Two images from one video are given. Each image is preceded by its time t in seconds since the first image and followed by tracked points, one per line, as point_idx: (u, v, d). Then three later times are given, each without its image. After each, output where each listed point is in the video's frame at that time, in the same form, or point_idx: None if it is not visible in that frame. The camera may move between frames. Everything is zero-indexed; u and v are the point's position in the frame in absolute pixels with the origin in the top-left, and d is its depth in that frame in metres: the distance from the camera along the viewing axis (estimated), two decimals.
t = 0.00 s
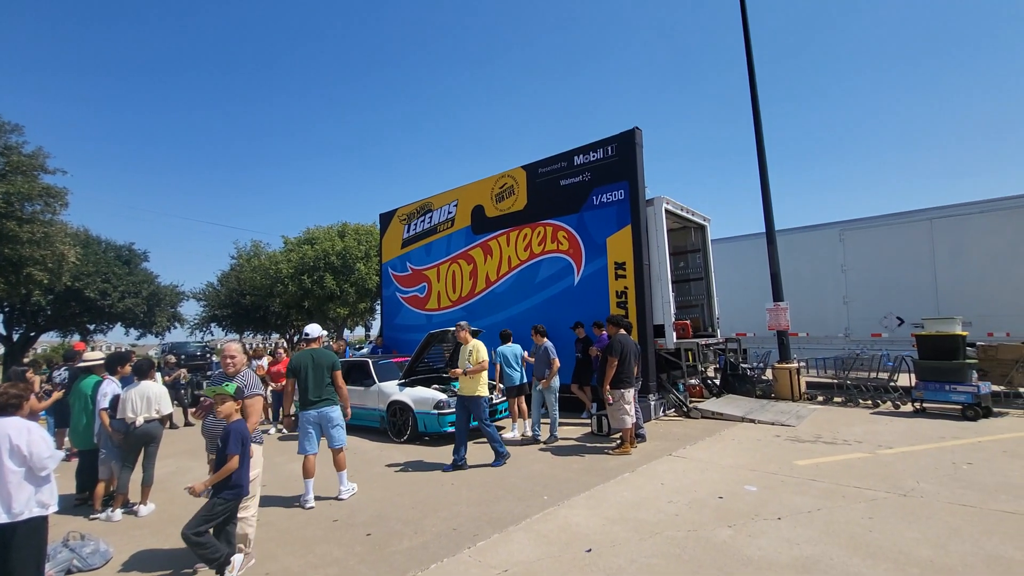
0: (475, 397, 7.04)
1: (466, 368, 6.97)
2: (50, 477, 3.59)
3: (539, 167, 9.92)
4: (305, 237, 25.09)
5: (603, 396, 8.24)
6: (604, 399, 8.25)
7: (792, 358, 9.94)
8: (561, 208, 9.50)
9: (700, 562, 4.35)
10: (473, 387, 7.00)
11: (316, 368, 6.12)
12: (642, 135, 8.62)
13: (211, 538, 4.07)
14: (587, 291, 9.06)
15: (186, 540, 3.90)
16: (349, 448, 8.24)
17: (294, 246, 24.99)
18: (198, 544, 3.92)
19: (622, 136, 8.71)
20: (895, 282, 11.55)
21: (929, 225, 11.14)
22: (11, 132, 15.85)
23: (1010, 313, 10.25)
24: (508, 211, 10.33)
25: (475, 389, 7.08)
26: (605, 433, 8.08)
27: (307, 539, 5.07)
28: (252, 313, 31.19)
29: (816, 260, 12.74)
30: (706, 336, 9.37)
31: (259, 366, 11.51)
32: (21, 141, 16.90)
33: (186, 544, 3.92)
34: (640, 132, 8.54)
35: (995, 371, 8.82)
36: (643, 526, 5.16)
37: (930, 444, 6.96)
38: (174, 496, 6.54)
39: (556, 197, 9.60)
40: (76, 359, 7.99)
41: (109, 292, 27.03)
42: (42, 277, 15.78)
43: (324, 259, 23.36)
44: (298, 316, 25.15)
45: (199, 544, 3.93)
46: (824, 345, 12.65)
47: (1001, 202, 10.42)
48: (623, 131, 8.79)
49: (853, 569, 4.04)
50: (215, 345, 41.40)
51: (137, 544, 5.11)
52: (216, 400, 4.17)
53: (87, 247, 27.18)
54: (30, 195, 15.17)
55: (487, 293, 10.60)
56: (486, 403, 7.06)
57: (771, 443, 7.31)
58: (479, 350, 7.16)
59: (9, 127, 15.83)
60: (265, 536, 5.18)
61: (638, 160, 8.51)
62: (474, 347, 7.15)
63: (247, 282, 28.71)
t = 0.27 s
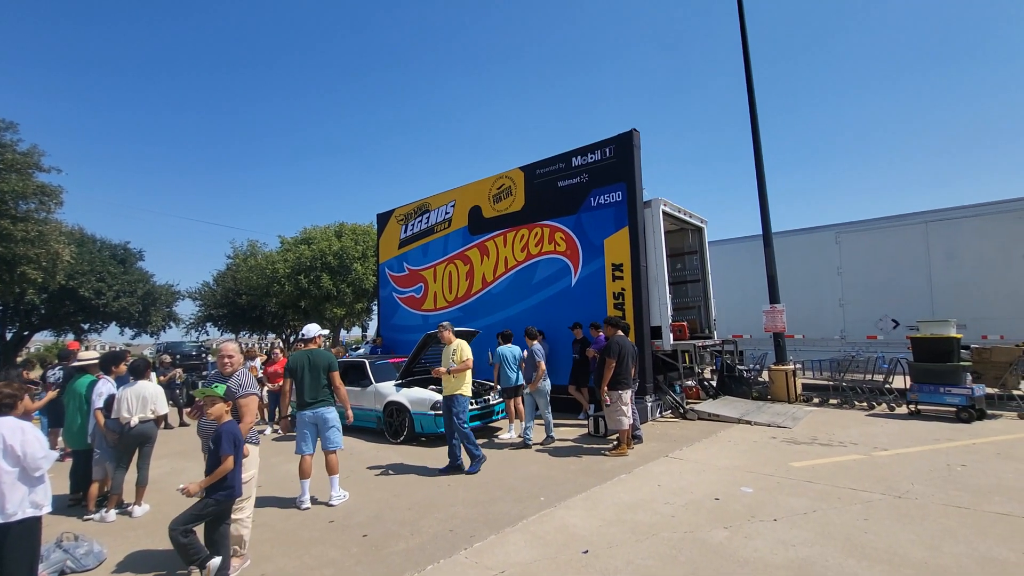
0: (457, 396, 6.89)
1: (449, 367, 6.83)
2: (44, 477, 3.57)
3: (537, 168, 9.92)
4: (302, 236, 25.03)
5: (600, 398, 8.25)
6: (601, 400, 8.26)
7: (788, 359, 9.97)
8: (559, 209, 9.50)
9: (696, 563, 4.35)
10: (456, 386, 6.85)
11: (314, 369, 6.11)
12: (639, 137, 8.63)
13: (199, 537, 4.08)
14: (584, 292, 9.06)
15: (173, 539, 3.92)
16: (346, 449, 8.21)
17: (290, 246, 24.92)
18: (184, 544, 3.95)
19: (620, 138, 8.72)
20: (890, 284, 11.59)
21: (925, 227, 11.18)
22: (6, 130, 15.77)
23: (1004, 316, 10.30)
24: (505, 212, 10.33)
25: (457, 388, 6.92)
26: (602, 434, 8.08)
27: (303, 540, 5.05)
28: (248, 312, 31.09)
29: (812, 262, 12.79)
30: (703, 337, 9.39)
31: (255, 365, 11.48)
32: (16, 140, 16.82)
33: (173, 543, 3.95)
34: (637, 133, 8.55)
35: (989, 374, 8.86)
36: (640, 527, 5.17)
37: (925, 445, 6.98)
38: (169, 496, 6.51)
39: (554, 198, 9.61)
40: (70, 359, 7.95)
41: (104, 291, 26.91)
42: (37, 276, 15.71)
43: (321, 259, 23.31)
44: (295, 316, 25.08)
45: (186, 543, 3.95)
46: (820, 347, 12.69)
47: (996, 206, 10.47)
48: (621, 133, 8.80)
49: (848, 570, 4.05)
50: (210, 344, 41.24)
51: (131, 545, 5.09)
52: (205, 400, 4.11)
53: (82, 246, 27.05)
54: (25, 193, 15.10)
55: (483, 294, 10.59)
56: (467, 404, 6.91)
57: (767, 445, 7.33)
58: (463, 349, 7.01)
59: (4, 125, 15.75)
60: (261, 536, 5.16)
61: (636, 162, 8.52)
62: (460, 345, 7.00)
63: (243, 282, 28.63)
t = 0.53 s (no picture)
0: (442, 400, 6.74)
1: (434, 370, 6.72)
2: (35, 474, 3.55)
3: (535, 171, 9.92)
4: (299, 235, 24.99)
5: (595, 401, 8.25)
6: (596, 403, 8.26)
7: (783, 365, 10.00)
8: (556, 212, 9.51)
9: (689, 567, 4.36)
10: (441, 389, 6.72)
11: (312, 368, 6.09)
12: (638, 141, 8.65)
13: (190, 538, 4.05)
14: (581, 295, 9.07)
15: (164, 541, 3.89)
16: (340, 449, 8.19)
17: (287, 245, 24.88)
18: (176, 546, 3.91)
19: (618, 142, 8.74)
20: (885, 292, 11.66)
21: (920, 235, 11.23)
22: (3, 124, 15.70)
23: (998, 324, 10.37)
24: (502, 213, 10.33)
25: (442, 392, 6.79)
26: (596, 437, 8.08)
27: (295, 540, 5.03)
28: (244, 311, 31.00)
29: (808, 268, 12.83)
30: (699, 342, 9.42)
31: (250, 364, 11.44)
32: (12, 134, 16.74)
33: (164, 544, 3.91)
34: (636, 137, 8.57)
35: (982, 382, 8.89)
36: (633, 531, 5.18)
37: (918, 452, 7.01)
38: (160, 495, 6.48)
39: (551, 200, 9.61)
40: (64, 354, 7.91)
41: (99, 287, 26.79)
42: (31, 271, 15.64)
43: (318, 257, 23.28)
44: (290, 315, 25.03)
45: (177, 546, 3.91)
46: (814, 353, 12.73)
47: (990, 215, 10.53)
48: (620, 137, 8.82)
49: None
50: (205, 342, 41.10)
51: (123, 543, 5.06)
52: (194, 401, 4.09)
53: (77, 241, 26.94)
54: (21, 187, 15.05)
55: (479, 295, 10.59)
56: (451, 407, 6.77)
57: (761, 450, 7.34)
58: (448, 351, 6.91)
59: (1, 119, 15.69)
60: (253, 536, 5.14)
61: (634, 165, 8.54)
62: (445, 348, 6.91)
63: (240, 280, 28.55)
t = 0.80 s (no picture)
0: (422, 406, 6.63)
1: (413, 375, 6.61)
2: (27, 476, 3.54)
3: (531, 173, 9.94)
4: (296, 235, 24.96)
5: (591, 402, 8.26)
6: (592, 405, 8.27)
7: (777, 367, 10.04)
8: (552, 214, 9.53)
9: (682, 570, 4.37)
10: (420, 395, 6.59)
11: (310, 369, 6.09)
12: (634, 143, 8.67)
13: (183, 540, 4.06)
14: (576, 297, 9.09)
15: (157, 543, 3.90)
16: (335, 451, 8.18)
17: (284, 245, 24.84)
18: (168, 548, 3.92)
19: (614, 145, 8.76)
20: (879, 295, 11.69)
21: (914, 239, 11.27)
22: None
23: (992, 327, 10.40)
24: (498, 215, 10.35)
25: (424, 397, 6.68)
26: (592, 439, 8.09)
27: (290, 542, 5.03)
28: (240, 311, 30.94)
29: (803, 271, 12.88)
30: (695, 344, 9.44)
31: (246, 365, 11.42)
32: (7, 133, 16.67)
33: (157, 546, 3.92)
34: (631, 140, 8.60)
35: (975, 385, 8.93)
36: (627, 533, 5.19)
37: (911, 455, 7.05)
38: (154, 496, 6.46)
39: (547, 202, 9.63)
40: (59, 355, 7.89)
41: (95, 287, 26.71)
42: (26, 270, 15.58)
43: (315, 258, 23.26)
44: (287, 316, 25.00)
45: (169, 548, 3.91)
46: (809, 356, 12.76)
47: (984, 219, 10.58)
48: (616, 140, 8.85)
49: None
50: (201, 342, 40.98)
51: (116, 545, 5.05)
52: (188, 402, 4.10)
53: (73, 241, 26.85)
54: (16, 187, 15.01)
55: (475, 296, 10.60)
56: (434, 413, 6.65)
57: (755, 452, 7.36)
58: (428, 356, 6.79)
59: None
60: (247, 538, 5.13)
61: (630, 168, 8.56)
62: (425, 352, 6.80)
63: (236, 280, 28.49)
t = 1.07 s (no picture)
0: (409, 409, 6.60)
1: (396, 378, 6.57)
2: (19, 479, 3.52)
3: (527, 175, 9.95)
4: (291, 237, 24.90)
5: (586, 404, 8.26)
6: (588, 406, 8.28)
7: (773, 369, 10.07)
8: (548, 216, 9.54)
9: (677, 572, 4.38)
10: (406, 398, 6.53)
11: (306, 370, 6.08)
12: (629, 146, 8.69)
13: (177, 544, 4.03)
14: (572, 299, 9.10)
15: (151, 546, 3.86)
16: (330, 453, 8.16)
17: (279, 247, 24.77)
18: (162, 552, 3.88)
19: (610, 147, 8.78)
20: (874, 297, 11.75)
21: (908, 241, 11.32)
22: None
23: (985, 329, 10.45)
24: (494, 217, 10.35)
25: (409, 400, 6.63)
26: (587, 441, 8.09)
27: (285, 545, 5.02)
28: (236, 313, 30.84)
29: (798, 273, 12.94)
30: (690, 346, 9.47)
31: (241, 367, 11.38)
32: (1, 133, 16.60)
33: (151, 550, 3.89)
34: (627, 143, 8.62)
35: (969, 387, 8.97)
36: (623, 535, 5.20)
37: (905, 456, 7.08)
38: (148, 499, 6.43)
39: (543, 204, 9.65)
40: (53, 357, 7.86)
41: (89, 289, 26.58)
42: (20, 271, 15.50)
43: (311, 260, 23.22)
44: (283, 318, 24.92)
45: (164, 552, 3.88)
46: (804, 358, 12.84)
47: (977, 221, 10.64)
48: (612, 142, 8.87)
49: None
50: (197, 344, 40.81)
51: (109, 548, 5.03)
52: (182, 404, 4.08)
53: (68, 243, 26.72)
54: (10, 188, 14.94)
55: (471, 298, 10.60)
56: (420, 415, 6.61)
57: (750, 454, 7.38)
58: (411, 358, 6.74)
59: None
60: (242, 540, 5.12)
61: (625, 170, 8.58)
62: (409, 354, 6.74)
63: (232, 282, 28.40)
